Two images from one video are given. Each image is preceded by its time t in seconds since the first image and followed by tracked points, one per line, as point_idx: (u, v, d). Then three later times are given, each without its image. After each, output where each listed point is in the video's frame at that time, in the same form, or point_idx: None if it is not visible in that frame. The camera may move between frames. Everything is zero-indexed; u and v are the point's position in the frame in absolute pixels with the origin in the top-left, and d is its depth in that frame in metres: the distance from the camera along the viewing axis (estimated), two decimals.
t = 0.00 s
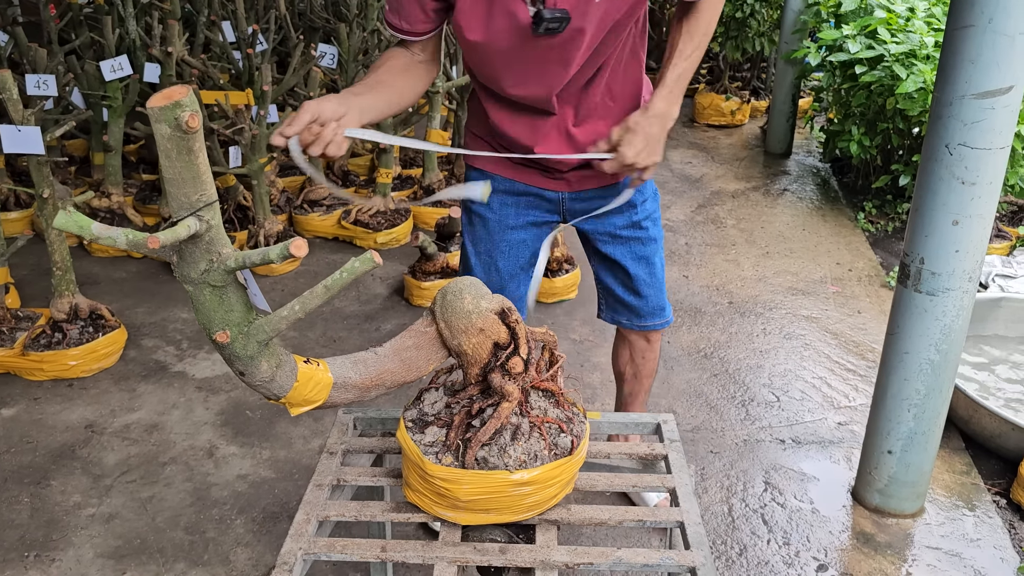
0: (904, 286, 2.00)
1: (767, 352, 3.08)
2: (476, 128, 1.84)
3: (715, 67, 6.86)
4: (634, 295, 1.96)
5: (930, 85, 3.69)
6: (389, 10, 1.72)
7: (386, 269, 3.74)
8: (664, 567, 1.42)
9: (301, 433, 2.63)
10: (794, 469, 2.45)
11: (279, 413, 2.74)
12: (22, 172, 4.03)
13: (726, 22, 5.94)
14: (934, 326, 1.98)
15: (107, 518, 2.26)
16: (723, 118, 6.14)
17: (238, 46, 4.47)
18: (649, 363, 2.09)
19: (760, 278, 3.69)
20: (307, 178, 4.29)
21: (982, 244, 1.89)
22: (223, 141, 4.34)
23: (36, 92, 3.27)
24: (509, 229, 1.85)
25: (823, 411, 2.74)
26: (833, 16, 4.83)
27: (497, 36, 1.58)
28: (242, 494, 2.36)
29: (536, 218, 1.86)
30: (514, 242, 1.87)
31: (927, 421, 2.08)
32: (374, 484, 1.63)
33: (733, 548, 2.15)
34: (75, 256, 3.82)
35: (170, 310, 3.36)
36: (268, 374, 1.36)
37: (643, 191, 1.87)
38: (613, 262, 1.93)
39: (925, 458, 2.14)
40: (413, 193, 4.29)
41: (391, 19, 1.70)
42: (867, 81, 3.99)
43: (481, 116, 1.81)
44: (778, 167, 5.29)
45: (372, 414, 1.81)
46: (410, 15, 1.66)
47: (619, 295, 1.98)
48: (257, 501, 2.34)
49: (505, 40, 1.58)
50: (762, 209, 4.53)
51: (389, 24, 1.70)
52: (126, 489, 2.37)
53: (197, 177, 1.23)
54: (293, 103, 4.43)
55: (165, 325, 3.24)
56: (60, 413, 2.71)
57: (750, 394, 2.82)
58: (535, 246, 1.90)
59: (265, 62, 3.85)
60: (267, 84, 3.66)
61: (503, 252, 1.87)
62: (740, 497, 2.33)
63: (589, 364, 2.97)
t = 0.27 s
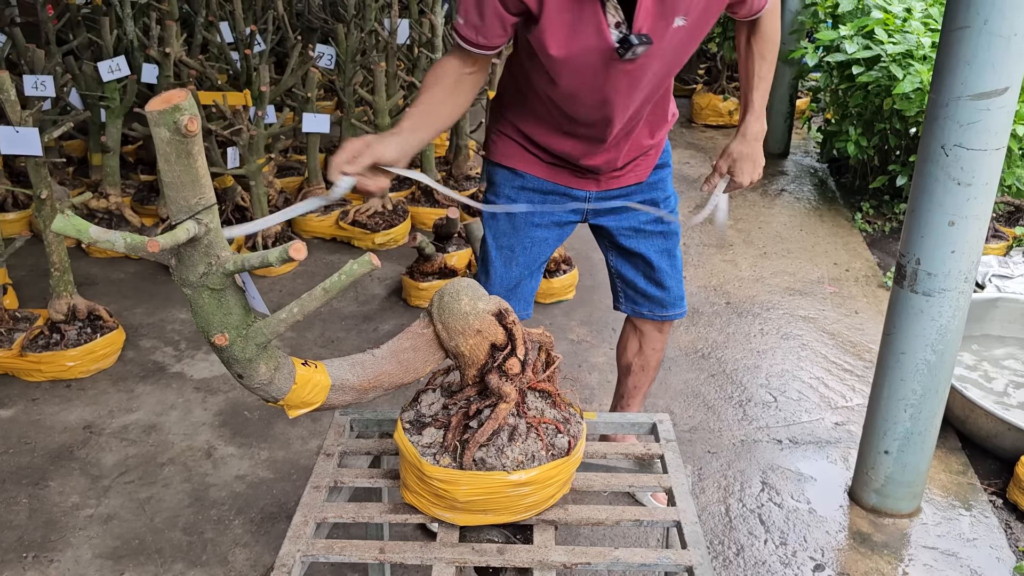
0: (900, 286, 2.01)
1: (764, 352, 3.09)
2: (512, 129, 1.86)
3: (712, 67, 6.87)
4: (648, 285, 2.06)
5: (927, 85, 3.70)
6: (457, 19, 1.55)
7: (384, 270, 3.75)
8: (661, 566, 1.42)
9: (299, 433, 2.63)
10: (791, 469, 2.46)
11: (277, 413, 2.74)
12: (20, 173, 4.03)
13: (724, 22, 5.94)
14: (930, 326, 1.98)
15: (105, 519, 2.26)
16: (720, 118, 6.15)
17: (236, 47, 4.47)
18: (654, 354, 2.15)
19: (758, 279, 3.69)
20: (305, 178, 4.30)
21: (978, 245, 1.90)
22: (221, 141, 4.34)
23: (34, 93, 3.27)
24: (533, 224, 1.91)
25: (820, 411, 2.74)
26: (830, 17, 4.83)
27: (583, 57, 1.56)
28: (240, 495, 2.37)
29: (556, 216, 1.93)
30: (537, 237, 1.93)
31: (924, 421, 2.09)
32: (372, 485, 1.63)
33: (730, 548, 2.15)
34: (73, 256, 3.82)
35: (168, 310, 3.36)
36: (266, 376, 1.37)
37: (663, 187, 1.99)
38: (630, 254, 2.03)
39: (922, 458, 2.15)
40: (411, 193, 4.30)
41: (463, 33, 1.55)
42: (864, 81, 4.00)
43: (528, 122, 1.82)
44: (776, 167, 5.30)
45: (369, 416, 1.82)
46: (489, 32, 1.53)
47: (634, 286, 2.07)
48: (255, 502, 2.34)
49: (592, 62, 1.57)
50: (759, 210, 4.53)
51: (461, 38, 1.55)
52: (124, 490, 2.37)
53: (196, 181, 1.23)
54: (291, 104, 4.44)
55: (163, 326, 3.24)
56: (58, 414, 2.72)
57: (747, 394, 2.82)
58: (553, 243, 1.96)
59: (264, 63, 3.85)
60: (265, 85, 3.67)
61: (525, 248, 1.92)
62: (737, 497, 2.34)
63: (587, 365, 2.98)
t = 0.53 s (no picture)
0: (898, 287, 2.01)
1: (763, 352, 3.10)
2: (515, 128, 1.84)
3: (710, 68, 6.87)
4: (648, 274, 2.05)
5: (924, 86, 3.70)
6: (500, 24, 1.60)
7: (383, 270, 3.75)
8: (658, 567, 1.42)
9: (297, 434, 2.63)
10: (789, 469, 2.46)
11: (275, 413, 2.74)
12: (18, 173, 4.03)
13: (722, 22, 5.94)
14: (927, 327, 1.99)
15: (104, 519, 2.26)
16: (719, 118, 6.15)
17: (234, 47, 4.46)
18: (655, 354, 2.15)
19: (756, 279, 3.70)
20: (303, 179, 4.30)
21: (975, 246, 1.90)
22: (219, 141, 4.33)
23: (32, 93, 3.27)
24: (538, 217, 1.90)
25: (818, 411, 2.75)
26: (828, 17, 4.84)
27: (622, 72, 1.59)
28: (239, 495, 2.37)
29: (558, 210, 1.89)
30: (541, 231, 1.93)
31: (921, 421, 2.09)
32: (370, 485, 1.63)
33: (728, 547, 2.15)
34: (72, 257, 3.81)
35: (166, 311, 3.36)
36: (264, 376, 1.36)
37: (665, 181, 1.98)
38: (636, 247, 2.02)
39: (919, 458, 2.15)
40: (409, 194, 4.30)
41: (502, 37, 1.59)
42: (862, 82, 4.00)
43: (541, 125, 1.79)
44: (774, 167, 5.30)
45: (368, 416, 1.82)
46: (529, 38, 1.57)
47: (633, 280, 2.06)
48: (254, 502, 2.34)
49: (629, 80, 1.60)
50: (758, 210, 4.54)
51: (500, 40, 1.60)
52: (122, 491, 2.37)
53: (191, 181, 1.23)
54: (289, 104, 4.44)
55: (161, 327, 3.24)
56: (57, 415, 2.72)
57: (745, 394, 2.83)
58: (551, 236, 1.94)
59: (262, 64, 3.85)
60: (263, 85, 3.67)
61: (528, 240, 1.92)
62: (735, 497, 2.34)
63: (585, 365, 2.98)
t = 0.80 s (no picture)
0: (896, 287, 2.01)
1: (761, 352, 3.09)
2: (479, 162, 1.80)
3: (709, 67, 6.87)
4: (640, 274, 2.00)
5: (923, 86, 3.70)
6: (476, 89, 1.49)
7: (381, 270, 3.74)
8: (657, 568, 1.42)
9: (296, 434, 2.63)
10: (788, 469, 2.46)
11: (274, 414, 2.74)
12: (16, 173, 4.02)
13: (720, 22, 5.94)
14: (926, 327, 1.99)
15: (102, 520, 2.26)
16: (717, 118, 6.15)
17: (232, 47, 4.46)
18: (655, 359, 2.13)
19: (754, 278, 3.70)
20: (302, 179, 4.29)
21: (974, 246, 1.90)
22: (217, 141, 4.33)
23: (30, 93, 3.27)
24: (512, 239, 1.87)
25: (816, 411, 2.75)
26: (826, 17, 4.84)
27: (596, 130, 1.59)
28: (237, 496, 2.36)
29: (537, 228, 1.85)
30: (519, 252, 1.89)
31: (920, 421, 2.09)
32: (369, 486, 1.62)
33: (727, 548, 2.15)
34: (69, 257, 3.80)
35: (164, 311, 3.35)
36: (261, 377, 1.36)
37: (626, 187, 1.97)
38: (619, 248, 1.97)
39: (918, 458, 2.15)
40: (408, 194, 4.30)
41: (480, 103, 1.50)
42: (860, 81, 4.00)
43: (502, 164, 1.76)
44: (772, 167, 5.31)
45: (367, 416, 1.82)
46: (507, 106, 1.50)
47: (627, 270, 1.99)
48: (252, 503, 2.34)
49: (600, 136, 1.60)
50: (756, 210, 4.54)
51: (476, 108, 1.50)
52: (121, 492, 2.37)
53: (188, 180, 1.23)
54: (287, 104, 4.43)
55: (159, 327, 3.24)
56: (55, 415, 2.71)
57: (744, 394, 2.83)
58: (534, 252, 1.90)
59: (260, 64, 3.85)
60: (261, 85, 3.66)
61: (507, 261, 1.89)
62: (734, 497, 2.34)
63: (583, 365, 2.98)
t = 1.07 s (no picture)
0: (894, 287, 2.01)
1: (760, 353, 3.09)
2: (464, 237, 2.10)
3: (707, 67, 6.87)
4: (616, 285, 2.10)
5: (920, 86, 3.71)
6: (445, 191, 1.78)
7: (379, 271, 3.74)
8: (656, 569, 1.42)
9: (294, 435, 2.63)
10: (786, 470, 2.46)
11: (272, 415, 2.73)
12: (13, 174, 4.02)
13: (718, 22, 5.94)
14: (924, 327, 1.99)
15: (99, 522, 2.25)
16: (715, 118, 6.15)
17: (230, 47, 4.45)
18: (663, 374, 2.13)
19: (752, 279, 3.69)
20: (299, 179, 4.29)
21: (972, 246, 1.90)
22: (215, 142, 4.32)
23: (27, 94, 3.26)
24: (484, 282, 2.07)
25: (814, 411, 2.75)
26: (824, 17, 4.84)
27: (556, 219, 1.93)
28: (235, 497, 2.36)
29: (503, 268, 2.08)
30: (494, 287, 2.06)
31: (918, 421, 2.09)
32: (366, 489, 1.62)
33: (725, 548, 2.15)
34: (67, 258, 3.80)
35: (162, 312, 3.35)
36: (258, 379, 1.36)
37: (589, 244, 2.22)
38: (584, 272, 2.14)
39: (916, 458, 2.15)
40: (406, 194, 4.30)
41: (449, 203, 1.78)
42: (858, 82, 4.00)
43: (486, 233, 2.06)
44: (770, 167, 5.31)
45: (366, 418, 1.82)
46: (476, 203, 1.82)
47: (610, 284, 2.11)
48: (250, 504, 2.33)
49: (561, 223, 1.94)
50: (754, 210, 4.54)
51: (443, 208, 1.78)
52: (118, 493, 2.36)
53: (186, 183, 1.21)
54: (285, 105, 4.43)
55: (157, 328, 3.23)
56: (52, 417, 2.71)
57: (742, 395, 2.83)
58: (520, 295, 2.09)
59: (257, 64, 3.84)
60: (258, 86, 3.66)
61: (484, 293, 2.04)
62: (732, 497, 2.34)
63: (581, 366, 2.98)
